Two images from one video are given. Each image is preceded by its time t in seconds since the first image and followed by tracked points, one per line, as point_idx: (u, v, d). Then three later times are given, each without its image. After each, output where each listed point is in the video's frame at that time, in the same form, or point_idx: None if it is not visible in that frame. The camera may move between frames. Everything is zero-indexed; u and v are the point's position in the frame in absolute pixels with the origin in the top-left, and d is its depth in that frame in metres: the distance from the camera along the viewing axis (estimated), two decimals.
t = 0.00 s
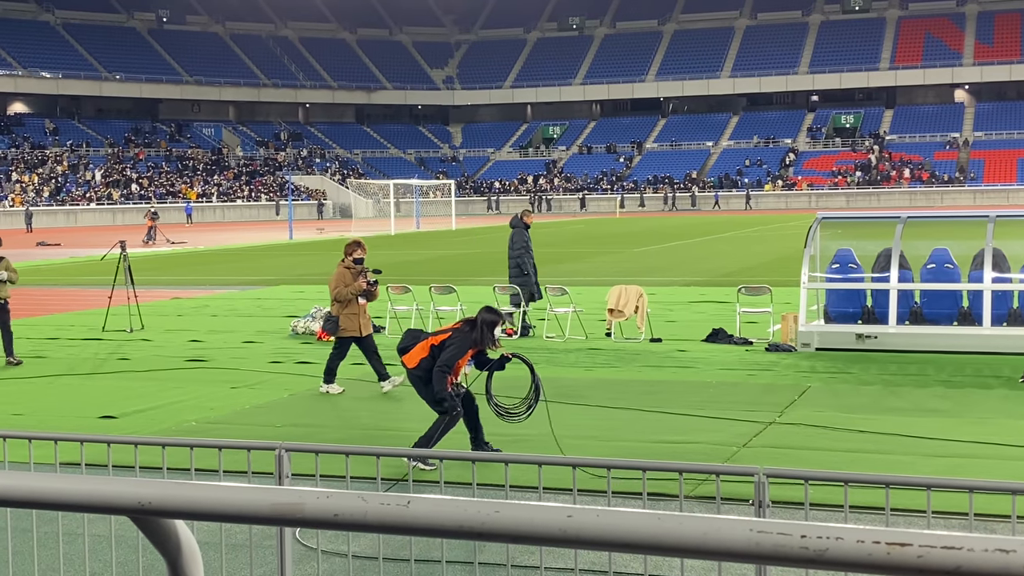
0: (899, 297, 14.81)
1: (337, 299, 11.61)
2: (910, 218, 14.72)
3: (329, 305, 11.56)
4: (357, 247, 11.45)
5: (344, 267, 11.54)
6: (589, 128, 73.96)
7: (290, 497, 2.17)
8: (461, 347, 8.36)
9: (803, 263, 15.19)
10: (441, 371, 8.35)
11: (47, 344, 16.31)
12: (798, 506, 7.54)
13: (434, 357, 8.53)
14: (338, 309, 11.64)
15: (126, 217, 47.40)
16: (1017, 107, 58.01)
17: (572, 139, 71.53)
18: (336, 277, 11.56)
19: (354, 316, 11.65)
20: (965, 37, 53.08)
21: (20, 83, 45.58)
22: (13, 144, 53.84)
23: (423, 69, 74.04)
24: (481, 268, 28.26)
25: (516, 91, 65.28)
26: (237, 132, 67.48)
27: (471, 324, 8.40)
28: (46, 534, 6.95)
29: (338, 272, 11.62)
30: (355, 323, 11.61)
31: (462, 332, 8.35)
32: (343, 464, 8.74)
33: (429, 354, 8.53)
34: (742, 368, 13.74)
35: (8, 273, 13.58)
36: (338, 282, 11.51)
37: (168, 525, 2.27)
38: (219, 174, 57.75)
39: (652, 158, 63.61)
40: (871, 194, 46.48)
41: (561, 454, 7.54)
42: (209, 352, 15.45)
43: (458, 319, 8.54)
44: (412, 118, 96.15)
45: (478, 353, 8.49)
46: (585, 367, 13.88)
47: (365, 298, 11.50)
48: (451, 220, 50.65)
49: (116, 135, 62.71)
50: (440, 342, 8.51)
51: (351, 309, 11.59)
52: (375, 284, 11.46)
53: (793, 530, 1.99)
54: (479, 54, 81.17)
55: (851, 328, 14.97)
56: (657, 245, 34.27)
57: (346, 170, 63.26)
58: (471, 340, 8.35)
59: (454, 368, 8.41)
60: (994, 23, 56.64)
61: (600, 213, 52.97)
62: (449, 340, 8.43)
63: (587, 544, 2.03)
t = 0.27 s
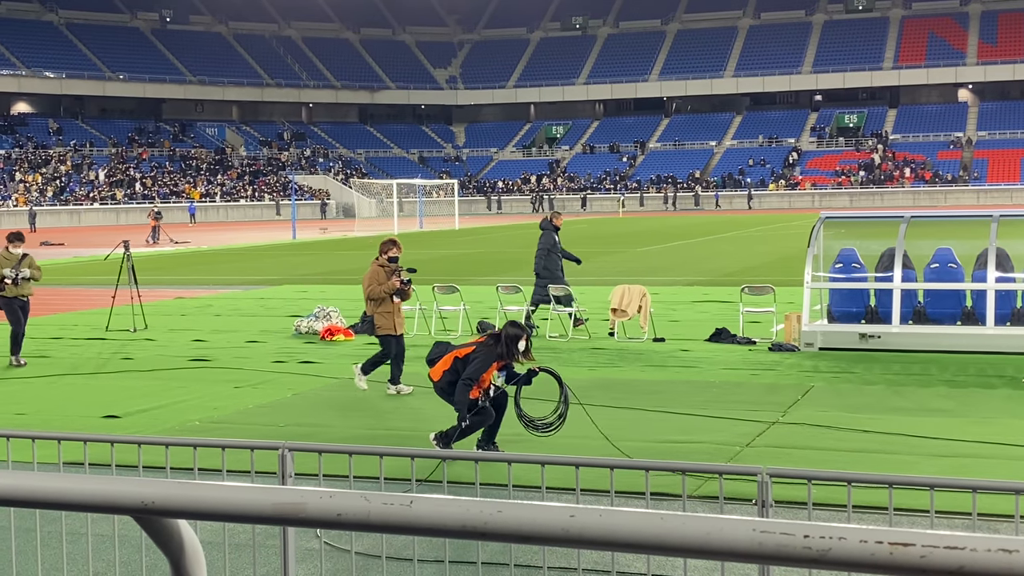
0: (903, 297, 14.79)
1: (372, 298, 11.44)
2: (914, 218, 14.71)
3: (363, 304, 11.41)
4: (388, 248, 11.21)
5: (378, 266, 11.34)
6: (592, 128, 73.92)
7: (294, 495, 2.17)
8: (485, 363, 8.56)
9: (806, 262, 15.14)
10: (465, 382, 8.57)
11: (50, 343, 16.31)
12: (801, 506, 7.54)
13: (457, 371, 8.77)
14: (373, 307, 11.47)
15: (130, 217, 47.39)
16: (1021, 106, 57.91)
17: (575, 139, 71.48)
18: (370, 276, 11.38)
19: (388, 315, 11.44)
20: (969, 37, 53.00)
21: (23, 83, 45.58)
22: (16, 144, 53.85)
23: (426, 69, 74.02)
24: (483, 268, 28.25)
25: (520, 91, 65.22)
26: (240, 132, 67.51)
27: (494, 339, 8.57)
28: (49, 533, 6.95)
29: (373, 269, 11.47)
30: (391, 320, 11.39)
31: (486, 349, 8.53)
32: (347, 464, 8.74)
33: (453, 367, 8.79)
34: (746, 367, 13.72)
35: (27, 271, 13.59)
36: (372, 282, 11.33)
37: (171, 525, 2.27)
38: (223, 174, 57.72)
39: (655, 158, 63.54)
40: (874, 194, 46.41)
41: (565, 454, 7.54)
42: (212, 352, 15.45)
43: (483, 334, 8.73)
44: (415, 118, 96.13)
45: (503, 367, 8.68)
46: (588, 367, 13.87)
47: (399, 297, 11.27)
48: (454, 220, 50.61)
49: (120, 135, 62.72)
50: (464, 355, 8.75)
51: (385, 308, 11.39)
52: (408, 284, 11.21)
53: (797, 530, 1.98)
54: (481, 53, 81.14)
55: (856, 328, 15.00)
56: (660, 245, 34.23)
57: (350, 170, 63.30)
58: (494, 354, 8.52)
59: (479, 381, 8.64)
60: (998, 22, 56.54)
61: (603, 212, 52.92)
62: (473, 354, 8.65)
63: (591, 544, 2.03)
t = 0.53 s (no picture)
0: (906, 297, 14.79)
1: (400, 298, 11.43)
2: (916, 218, 14.70)
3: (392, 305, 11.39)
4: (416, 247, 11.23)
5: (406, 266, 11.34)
6: (595, 128, 73.88)
7: (298, 494, 2.17)
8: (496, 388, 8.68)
9: (809, 262, 15.17)
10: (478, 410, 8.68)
11: (53, 344, 16.32)
12: (803, 506, 7.53)
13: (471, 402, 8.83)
14: (403, 309, 11.47)
15: (133, 217, 47.44)
16: None
17: (578, 139, 71.46)
18: (399, 277, 11.36)
19: (419, 315, 11.42)
20: (972, 36, 52.95)
21: (26, 83, 45.65)
22: (19, 144, 53.91)
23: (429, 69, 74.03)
24: (486, 267, 28.23)
25: (522, 91, 65.20)
26: (242, 132, 67.54)
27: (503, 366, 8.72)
28: (52, 534, 6.96)
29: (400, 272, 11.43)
30: (421, 320, 11.40)
31: (495, 375, 8.67)
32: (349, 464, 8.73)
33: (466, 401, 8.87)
34: (749, 368, 13.70)
35: (51, 274, 13.58)
36: (401, 282, 11.32)
37: (174, 526, 2.26)
38: (225, 173, 57.74)
39: (657, 157, 63.52)
40: (877, 194, 46.36)
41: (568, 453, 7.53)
42: (214, 351, 15.45)
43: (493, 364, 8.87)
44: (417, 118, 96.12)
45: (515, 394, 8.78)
46: (591, 367, 13.86)
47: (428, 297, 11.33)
48: (456, 220, 50.61)
49: (122, 135, 62.76)
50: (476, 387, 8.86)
51: (415, 307, 11.40)
52: (436, 283, 11.26)
53: (801, 529, 1.98)
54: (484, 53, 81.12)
55: (858, 328, 15.01)
56: (662, 245, 34.20)
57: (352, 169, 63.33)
58: (503, 379, 8.63)
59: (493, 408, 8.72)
60: (1000, 22, 56.47)
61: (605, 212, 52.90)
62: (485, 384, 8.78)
63: (596, 543, 2.03)
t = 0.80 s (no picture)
0: (908, 296, 14.79)
1: (432, 300, 11.45)
2: (919, 218, 14.72)
3: (424, 307, 11.42)
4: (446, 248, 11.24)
5: (435, 268, 11.32)
6: (596, 128, 73.93)
7: (300, 494, 2.17)
8: (503, 393, 8.57)
9: (811, 262, 15.19)
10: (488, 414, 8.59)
11: (56, 344, 16.33)
12: (806, 506, 7.53)
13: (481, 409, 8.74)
14: (434, 310, 11.50)
15: (135, 217, 47.43)
16: None
17: (580, 139, 71.47)
18: (429, 279, 11.33)
19: (451, 316, 11.47)
20: (974, 36, 52.92)
21: (29, 83, 45.74)
22: (21, 144, 53.93)
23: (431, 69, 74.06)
24: (488, 267, 28.24)
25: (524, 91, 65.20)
26: (244, 132, 67.52)
27: (509, 370, 8.65)
28: (55, 533, 6.97)
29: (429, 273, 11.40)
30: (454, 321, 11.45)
31: (500, 379, 8.56)
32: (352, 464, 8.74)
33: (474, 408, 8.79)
34: (751, 367, 13.70)
35: (77, 272, 13.55)
36: (431, 284, 11.33)
37: (177, 525, 2.27)
38: (227, 173, 57.75)
39: (659, 157, 63.50)
40: (879, 194, 46.35)
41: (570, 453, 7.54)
42: (217, 351, 15.46)
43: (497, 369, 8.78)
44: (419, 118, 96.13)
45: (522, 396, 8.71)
46: (593, 367, 13.85)
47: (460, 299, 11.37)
48: (458, 220, 50.67)
49: (124, 135, 62.78)
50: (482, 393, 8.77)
51: (447, 309, 11.41)
52: (469, 285, 11.27)
53: (805, 530, 1.98)
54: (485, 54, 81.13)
55: (861, 328, 14.98)
56: (664, 245, 34.20)
57: (354, 170, 63.34)
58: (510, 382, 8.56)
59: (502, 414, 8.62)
60: (1003, 22, 56.45)
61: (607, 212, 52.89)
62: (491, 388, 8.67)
63: (599, 543, 2.02)
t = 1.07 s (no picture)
0: (909, 296, 14.78)
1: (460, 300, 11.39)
2: (919, 218, 14.68)
3: (451, 305, 11.33)
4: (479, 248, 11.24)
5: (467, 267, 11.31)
6: (597, 128, 73.82)
7: (301, 495, 2.17)
8: (510, 389, 8.56)
9: (812, 262, 15.18)
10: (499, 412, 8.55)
11: (57, 343, 16.34)
12: (807, 506, 7.52)
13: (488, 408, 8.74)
14: (459, 310, 11.42)
15: (136, 217, 47.42)
16: None
17: (581, 139, 71.35)
18: (459, 277, 11.28)
19: (475, 318, 11.41)
20: (975, 36, 52.86)
21: (31, 84, 45.72)
22: (22, 144, 53.95)
23: (432, 69, 74.13)
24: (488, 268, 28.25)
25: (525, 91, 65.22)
26: (245, 132, 67.58)
27: (512, 365, 8.61)
28: (56, 533, 6.97)
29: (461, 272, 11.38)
30: (477, 325, 11.35)
31: (504, 376, 8.51)
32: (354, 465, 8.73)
33: (481, 407, 8.76)
34: (752, 367, 13.69)
35: (97, 276, 13.22)
36: (462, 282, 11.27)
37: (179, 525, 2.27)
38: (228, 174, 57.75)
39: (661, 157, 63.52)
40: (881, 193, 46.31)
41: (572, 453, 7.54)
42: (218, 351, 15.46)
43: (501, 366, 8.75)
44: (420, 118, 96.16)
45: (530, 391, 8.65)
46: (594, 367, 13.87)
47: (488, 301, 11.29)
48: (459, 220, 50.57)
49: (125, 135, 62.78)
50: (489, 391, 8.75)
51: (472, 310, 11.34)
52: (500, 290, 11.22)
53: (804, 529, 1.98)
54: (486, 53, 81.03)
55: (861, 328, 14.96)
56: (665, 245, 34.21)
57: (356, 170, 63.37)
58: (518, 377, 8.51)
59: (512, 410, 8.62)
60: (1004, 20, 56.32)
61: (608, 212, 52.91)
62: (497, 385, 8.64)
63: (600, 544, 2.02)
